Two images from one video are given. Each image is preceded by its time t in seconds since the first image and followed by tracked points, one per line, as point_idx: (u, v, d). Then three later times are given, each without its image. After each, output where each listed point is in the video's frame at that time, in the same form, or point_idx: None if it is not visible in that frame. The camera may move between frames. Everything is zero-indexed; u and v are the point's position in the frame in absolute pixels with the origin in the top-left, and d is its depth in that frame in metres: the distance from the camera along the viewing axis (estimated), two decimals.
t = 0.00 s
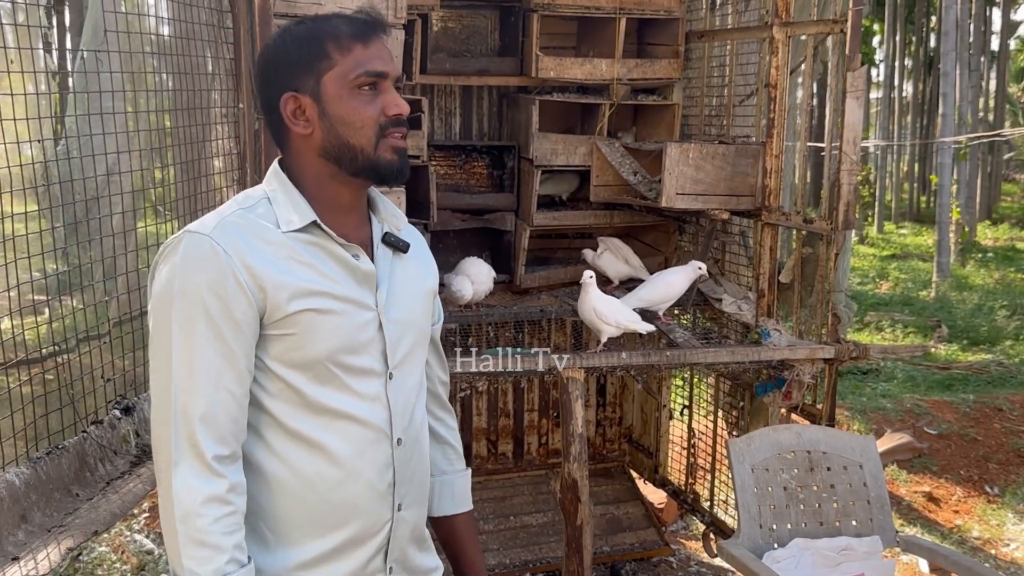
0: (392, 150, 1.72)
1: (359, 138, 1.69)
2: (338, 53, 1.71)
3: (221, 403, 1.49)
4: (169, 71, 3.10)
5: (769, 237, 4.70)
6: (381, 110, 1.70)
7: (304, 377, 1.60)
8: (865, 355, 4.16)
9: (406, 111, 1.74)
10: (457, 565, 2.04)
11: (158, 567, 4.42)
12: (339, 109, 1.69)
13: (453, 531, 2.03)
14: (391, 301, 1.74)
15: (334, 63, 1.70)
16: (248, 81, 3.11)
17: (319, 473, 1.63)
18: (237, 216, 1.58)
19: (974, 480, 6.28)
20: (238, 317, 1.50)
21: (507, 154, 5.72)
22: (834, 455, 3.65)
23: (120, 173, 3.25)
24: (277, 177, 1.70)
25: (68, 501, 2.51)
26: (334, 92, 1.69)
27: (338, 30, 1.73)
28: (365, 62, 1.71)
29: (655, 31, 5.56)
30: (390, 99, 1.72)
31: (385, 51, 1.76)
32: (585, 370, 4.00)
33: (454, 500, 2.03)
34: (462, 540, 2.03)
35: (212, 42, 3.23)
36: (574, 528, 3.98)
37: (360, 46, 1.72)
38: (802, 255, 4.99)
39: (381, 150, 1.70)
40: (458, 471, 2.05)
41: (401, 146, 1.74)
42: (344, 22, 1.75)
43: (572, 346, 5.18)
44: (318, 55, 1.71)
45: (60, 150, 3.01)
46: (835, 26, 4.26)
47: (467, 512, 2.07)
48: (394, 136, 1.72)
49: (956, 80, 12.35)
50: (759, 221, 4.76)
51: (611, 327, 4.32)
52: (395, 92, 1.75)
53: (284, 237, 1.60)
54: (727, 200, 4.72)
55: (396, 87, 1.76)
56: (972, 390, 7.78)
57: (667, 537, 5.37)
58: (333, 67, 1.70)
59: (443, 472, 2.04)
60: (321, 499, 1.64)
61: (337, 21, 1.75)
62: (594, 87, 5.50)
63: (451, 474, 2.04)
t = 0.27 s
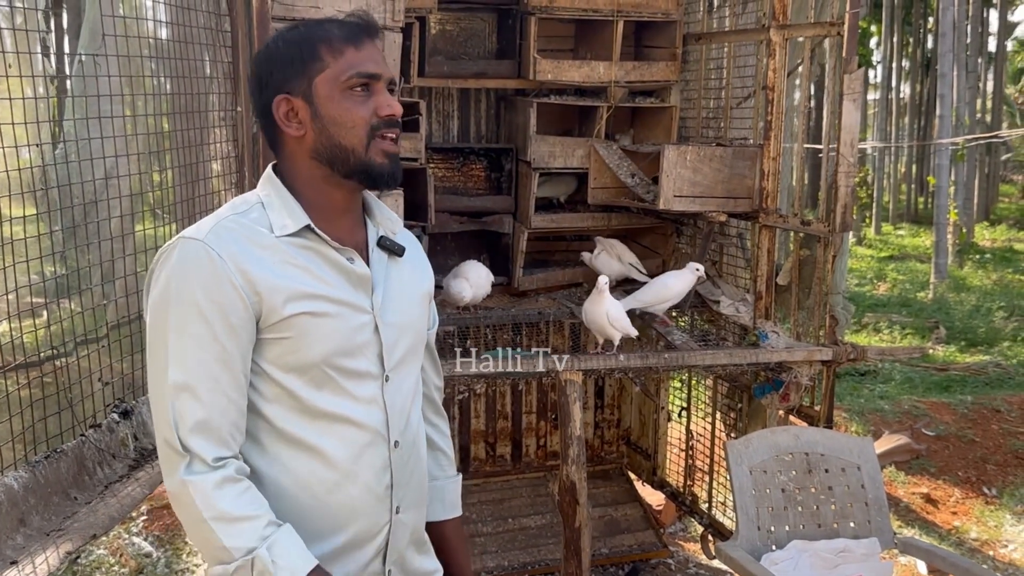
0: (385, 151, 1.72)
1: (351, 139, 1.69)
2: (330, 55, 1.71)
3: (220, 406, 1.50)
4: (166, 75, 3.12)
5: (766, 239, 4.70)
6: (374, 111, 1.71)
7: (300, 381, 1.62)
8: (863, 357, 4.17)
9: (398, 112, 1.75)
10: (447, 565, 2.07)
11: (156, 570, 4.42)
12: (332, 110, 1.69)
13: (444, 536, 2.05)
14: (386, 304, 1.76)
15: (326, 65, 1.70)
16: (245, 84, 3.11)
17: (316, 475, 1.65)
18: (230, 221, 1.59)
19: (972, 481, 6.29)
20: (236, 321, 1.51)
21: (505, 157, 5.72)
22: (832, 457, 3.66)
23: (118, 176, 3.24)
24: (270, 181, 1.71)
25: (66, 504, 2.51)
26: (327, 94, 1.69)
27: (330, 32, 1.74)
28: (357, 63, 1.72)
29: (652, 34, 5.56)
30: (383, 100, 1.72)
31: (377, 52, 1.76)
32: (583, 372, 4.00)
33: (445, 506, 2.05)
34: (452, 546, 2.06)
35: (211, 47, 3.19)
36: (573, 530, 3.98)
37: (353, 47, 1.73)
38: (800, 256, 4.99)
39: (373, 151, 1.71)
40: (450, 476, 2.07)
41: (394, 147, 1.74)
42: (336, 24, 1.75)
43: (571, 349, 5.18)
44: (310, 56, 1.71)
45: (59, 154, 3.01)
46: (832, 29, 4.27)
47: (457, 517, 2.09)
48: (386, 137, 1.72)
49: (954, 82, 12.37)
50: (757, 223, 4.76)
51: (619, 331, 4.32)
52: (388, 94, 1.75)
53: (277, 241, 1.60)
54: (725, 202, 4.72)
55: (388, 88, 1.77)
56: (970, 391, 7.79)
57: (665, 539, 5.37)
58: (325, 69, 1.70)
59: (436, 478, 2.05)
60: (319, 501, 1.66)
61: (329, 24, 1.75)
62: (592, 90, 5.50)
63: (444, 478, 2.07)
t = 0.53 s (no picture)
0: (394, 157, 1.72)
1: (360, 144, 1.69)
2: (341, 60, 1.71)
3: (260, 403, 1.51)
4: (169, 78, 3.12)
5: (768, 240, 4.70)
6: (383, 118, 1.70)
7: (313, 381, 1.62)
8: (865, 359, 4.17)
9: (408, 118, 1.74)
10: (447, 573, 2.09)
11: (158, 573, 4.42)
12: (341, 115, 1.69)
13: (443, 540, 2.09)
14: (395, 307, 1.78)
15: (337, 70, 1.70)
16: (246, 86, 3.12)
17: (327, 477, 1.66)
18: (245, 220, 1.60)
19: (973, 482, 6.28)
20: (262, 318, 1.52)
21: (506, 159, 5.71)
22: (834, 458, 3.65)
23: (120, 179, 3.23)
24: (280, 182, 1.72)
25: (70, 508, 2.50)
26: (337, 98, 1.69)
27: (341, 38, 1.74)
28: (368, 69, 1.72)
29: (653, 36, 5.57)
30: (393, 107, 1.72)
31: (389, 59, 1.76)
32: (585, 374, 4.00)
33: (447, 512, 2.07)
34: (452, 549, 2.10)
35: (212, 49, 3.22)
36: (575, 532, 3.97)
37: (365, 54, 1.73)
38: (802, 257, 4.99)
39: (382, 157, 1.71)
40: (452, 484, 2.09)
41: (403, 154, 1.73)
42: (347, 31, 1.76)
43: (572, 350, 5.18)
44: (321, 61, 1.71)
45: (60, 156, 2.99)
46: (833, 30, 4.27)
47: (458, 524, 2.12)
48: (395, 143, 1.72)
49: (954, 83, 12.38)
50: (758, 225, 4.75)
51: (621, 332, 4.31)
52: (398, 101, 1.75)
53: (291, 241, 1.62)
54: (726, 204, 4.73)
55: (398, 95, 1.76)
56: (971, 392, 7.79)
57: (666, 541, 5.36)
58: (336, 75, 1.70)
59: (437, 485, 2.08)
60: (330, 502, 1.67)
61: (340, 31, 1.76)
62: (593, 91, 5.50)
63: (446, 486, 2.08)
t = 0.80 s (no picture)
0: (403, 163, 1.72)
1: (370, 148, 1.70)
2: (354, 65, 1.71)
3: (243, 407, 1.50)
4: (169, 80, 3.13)
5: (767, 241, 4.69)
6: (394, 122, 1.71)
7: (328, 381, 1.62)
8: (864, 360, 4.16)
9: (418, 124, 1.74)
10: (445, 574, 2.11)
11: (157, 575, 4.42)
12: (353, 120, 1.69)
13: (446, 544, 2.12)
14: (407, 309, 1.79)
15: (349, 76, 1.70)
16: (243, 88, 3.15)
17: (343, 477, 1.66)
18: (259, 221, 1.60)
19: (973, 483, 6.28)
20: (270, 319, 1.52)
21: (504, 160, 5.70)
22: (834, 460, 3.64)
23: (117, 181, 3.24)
24: (297, 185, 1.73)
25: (65, 511, 2.50)
26: (349, 103, 1.69)
27: (354, 44, 1.74)
28: (381, 75, 1.71)
29: (652, 36, 5.56)
30: (404, 112, 1.72)
31: (402, 65, 1.76)
32: (584, 376, 3.99)
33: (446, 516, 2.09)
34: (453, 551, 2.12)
35: (208, 50, 3.27)
36: (574, 534, 3.97)
37: (377, 59, 1.73)
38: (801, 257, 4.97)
39: (391, 161, 1.71)
40: (452, 487, 2.11)
41: (412, 159, 1.73)
42: (362, 36, 1.76)
43: (571, 352, 5.16)
44: (335, 66, 1.71)
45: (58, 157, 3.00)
46: (832, 31, 4.26)
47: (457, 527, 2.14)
48: (406, 148, 1.72)
49: (953, 82, 12.37)
50: (757, 226, 4.73)
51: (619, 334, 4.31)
52: (410, 106, 1.75)
53: (309, 242, 1.64)
54: (725, 205, 4.72)
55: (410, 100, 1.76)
56: (971, 392, 7.78)
57: (666, 542, 5.36)
58: (348, 80, 1.70)
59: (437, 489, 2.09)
60: (346, 502, 1.66)
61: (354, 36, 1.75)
62: (592, 92, 5.50)
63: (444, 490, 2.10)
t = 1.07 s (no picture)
0: (413, 165, 1.70)
1: (380, 150, 1.68)
2: (366, 69, 1.70)
3: (257, 405, 1.50)
4: (168, 80, 3.13)
5: (765, 241, 4.68)
6: (404, 125, 1.69)
7: (337, 381, 1.62)
8: (862, 360, 4.15)
9: (428, 126, 1.72)
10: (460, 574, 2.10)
11: None
12: (363, 122, 1.69)
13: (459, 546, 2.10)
14: (419, 310, 1.77)
15: (360, 79, 1.70)
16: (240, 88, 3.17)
17: (351, 476, 1.65)
18: (273, 222, 1.60)
19: (974, 483, 6.26)
20: (280, 319, 1.52)
21: (501, 161, 5.72)
22: (832, 461, 3.63)
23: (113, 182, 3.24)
24: (312, 188, 1.72)
25: (57, 515, 2.49)
26: (359, 106, 1.69)
27: (367, 49, 1.73)
28: (391, 78, 1.70)
29: (650, 36, 5.55)
30: (414, 114, 1.71)
31: (414, 68, 1.75)
32: (581, 377, 3.98)
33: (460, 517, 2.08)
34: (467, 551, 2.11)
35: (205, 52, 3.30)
36: (571, 536, 3.96)
37: (388, 62, 1.72)
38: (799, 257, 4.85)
39: (400, 164, 1.69)
40: (466, 488, 2.10)
41: (423, 161, 1.71)
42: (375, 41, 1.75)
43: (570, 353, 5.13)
44: (347, 70, 1.71)
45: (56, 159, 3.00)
46: (830, 30, 4.25)
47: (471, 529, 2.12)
48: (415, 150, 1.70)
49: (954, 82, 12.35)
50: (755, 226, 4.73)
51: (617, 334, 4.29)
52: (421, 109, 1.73)
53: (320, 244, 1.63)
54: (723, 205, 4.71)
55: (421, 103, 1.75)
56: (972, 393, 7.76)
57: (665, 543, 5.35)
58: (359, 83, 1.69)
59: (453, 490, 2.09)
60: (352, 501, 1.66)
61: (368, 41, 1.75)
62: (590, 93, 5.49)
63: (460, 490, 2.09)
